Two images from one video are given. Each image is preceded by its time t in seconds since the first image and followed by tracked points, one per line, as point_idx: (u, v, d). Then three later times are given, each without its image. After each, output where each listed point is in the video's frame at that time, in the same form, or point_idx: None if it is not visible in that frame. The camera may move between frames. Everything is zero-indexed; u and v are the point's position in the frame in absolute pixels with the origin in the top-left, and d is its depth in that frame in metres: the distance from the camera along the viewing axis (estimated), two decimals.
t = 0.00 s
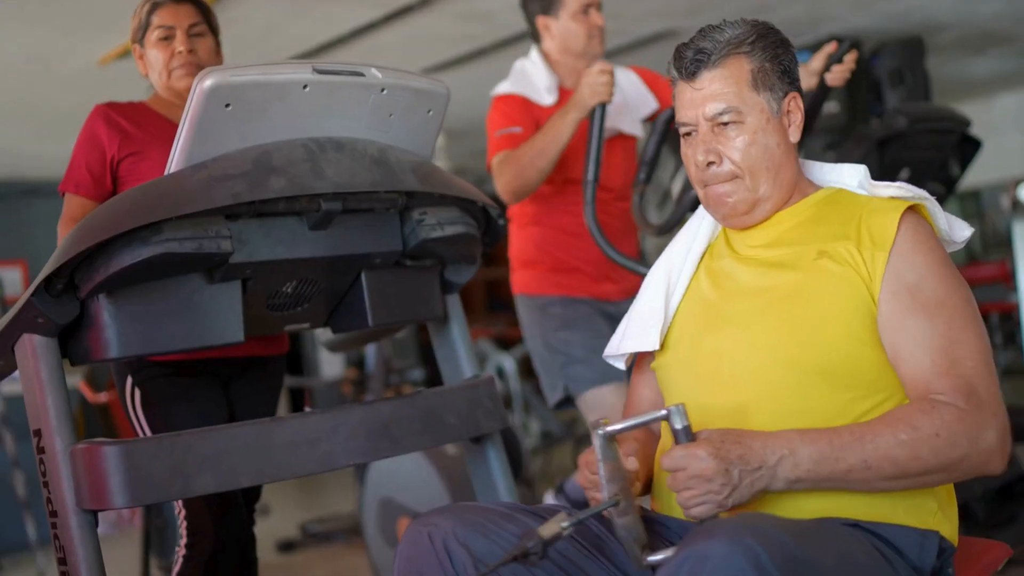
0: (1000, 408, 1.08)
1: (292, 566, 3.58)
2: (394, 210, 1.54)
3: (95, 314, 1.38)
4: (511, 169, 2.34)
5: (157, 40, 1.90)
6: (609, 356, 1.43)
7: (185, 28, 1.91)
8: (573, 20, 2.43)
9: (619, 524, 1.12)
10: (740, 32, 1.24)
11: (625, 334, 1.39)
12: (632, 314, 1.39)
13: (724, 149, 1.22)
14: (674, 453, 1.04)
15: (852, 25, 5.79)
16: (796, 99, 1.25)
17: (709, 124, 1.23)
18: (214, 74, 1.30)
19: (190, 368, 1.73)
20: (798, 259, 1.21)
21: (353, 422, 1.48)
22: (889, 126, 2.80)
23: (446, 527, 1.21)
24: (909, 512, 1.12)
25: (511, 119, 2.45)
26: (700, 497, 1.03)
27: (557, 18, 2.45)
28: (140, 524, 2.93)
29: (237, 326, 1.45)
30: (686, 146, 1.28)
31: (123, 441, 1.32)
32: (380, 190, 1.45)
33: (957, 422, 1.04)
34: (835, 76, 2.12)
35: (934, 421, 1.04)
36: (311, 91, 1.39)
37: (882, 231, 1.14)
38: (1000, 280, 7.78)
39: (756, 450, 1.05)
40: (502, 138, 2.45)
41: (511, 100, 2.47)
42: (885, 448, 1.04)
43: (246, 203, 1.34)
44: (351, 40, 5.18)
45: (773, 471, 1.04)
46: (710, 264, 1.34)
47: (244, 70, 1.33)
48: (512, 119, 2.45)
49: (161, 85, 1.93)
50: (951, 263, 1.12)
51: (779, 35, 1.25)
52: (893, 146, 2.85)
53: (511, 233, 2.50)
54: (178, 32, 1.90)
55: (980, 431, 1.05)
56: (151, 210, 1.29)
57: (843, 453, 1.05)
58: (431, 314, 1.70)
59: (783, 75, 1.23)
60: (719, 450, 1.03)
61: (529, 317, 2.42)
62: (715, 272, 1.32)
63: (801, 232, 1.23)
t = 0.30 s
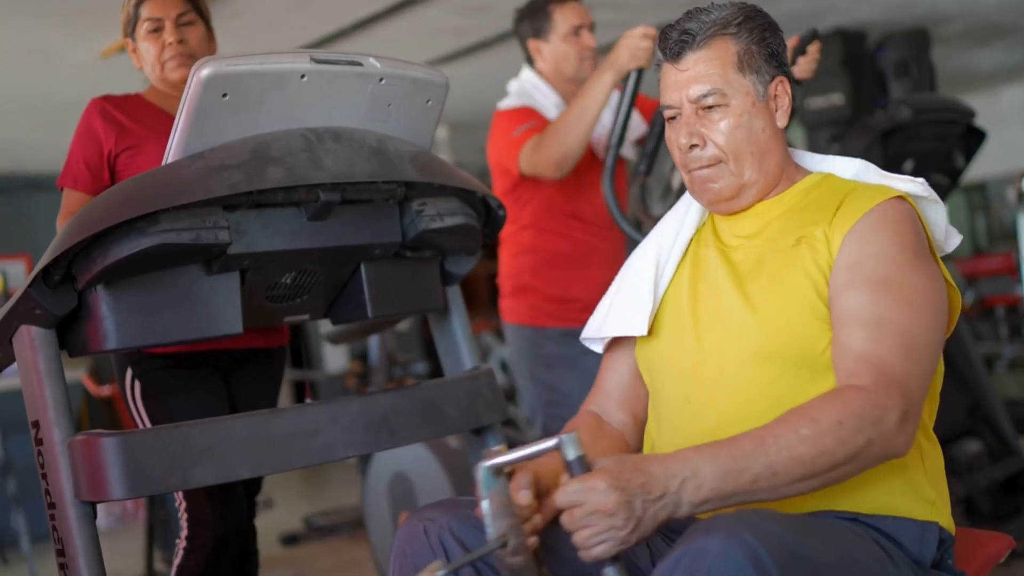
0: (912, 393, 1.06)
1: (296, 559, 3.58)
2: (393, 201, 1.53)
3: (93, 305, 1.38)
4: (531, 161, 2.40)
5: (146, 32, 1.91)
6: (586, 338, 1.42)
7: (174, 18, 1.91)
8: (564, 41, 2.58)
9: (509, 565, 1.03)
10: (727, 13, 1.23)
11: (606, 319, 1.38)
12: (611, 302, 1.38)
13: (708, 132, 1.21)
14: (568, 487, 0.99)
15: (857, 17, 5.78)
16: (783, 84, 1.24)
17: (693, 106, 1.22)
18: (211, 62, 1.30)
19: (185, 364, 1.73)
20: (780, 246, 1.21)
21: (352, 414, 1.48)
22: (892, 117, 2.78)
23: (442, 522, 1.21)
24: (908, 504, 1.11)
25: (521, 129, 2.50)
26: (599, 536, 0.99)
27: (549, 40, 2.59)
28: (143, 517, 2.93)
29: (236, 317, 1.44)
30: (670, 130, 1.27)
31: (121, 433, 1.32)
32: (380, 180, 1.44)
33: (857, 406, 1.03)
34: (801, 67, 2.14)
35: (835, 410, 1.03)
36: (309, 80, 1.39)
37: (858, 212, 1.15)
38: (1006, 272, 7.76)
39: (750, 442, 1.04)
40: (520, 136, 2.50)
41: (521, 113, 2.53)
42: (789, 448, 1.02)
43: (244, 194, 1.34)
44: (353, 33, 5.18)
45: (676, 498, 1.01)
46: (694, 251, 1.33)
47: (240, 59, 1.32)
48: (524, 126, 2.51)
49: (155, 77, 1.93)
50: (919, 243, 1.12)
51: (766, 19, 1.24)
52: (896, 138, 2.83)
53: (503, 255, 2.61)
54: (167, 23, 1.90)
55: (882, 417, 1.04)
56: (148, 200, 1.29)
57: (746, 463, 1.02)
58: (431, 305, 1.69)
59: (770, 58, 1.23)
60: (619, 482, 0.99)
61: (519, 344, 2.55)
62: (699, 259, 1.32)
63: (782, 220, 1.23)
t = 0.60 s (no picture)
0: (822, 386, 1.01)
1: (301, 551, 3.58)
2: (392, 192, 1.52)
3: (90, 296, 1.38)
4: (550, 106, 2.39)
5: (137, 23, 1.91)
6: (554, 324, 1.36)
7: (164, 9, 1.92)
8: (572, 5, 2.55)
9: None
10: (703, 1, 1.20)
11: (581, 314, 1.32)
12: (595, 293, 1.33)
13: (683, 128, 1.20)
14: (458, 528, 0.86)
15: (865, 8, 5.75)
16: (762, 73, 1.21)
17: (668, 101, 1.20)
18: (208, 53, 1.29)
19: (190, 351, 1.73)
20: (758, 245, 1.19)
21: (350, 406, 1.48)
22: (898, 109, 2.77)
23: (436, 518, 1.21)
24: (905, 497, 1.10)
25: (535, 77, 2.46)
26: None
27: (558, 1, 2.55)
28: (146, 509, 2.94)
29: (234, 308, 1.44)
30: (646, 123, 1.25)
31: (118, 425, 1.31)
32: (378, 172, 1.43)
33: (750, 391, 0.96)
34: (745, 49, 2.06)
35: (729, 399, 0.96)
36: (307, 71, 1.38)
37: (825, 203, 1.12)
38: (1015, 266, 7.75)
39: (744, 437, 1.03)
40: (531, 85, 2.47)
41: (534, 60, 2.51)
42: (688, 451, 0.93)
43: (241, 185, 1.33)
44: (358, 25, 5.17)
45: (578, 531, 0.89)
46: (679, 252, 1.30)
47: (237, 50, 1.31)
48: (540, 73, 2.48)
49: (148, 69, 1.93)
50: (888, 235, 1.08)
51: (744, 5, 1.22)
52: (903, 129, 2.81)
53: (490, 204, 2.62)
54: (157, 14, 1.91)
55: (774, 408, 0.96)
56: (145, 192, 1.28)
57: (642, 470, 0.92)
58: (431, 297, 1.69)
59: (748, 47, 1.20)
60: (515, 520, 0.86)
61: (500, 295, 2.61)
62: (680, 258, 1.29)
63: (763, 217, 1.21)
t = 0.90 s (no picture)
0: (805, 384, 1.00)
1: (307, 543, 3.59)
2: (391, 185, 1.52)
3: (90, 290, 1.38)
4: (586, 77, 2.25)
5: (114, 11, 1.87)
6: (550, 316, 1.35)
7: None
8: None
9: None
10: None
11: (579, 307, 1.32)
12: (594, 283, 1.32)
13: (687, 116, 1.18)
14: (442, 532, 0.87)
15: None
16: (768, 63, 1.20)
17: (673, 88, 1.19)
18: (206, 46, 1.28)
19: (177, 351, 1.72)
20: (759, 239, 1.18)
21: (351, 400, 1.48)
22: (906, 101, 2.76)
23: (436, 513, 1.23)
24: (901, 495, 1.10)
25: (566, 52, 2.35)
26: None
27: None
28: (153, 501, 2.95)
29: (235, 302, 1.44)
30: (650, 111, 1.24)
31: (117, 419, 1.31)
32: (376, 165, 1.43)
33: (734, 387, 0.96)
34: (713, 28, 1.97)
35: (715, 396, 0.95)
36: (305, 64, 1.38)
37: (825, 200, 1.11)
38: None
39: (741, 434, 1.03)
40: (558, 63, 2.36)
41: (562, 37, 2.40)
42: (673, 449, 0.93)
43: (240, 179, 1.33)
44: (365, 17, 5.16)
45: (564, 531, 0.90)
46: (682, 243, 1.29)
47: (236, 43, 1.31)
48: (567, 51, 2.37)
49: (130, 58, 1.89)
50: (888, 232, 1.06)
51: None
52: (910, 121, 2.79)
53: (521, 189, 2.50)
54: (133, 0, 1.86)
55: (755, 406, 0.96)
56: (144, 185, 1.28)
57: (631, 470, 0.92)
58: (432, 291, 1.68)
59: (754, 37, 1.19)
60: (499, 524, 0.87)
61: (532, 280, 2.46)
62: (680, 254, 1.28)
63: (764, 210, 1.20)
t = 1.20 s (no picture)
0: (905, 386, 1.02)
1: (318, 531, 3.60)
2: (398, 176, 1.51)
3: (96, 281, 1.38)
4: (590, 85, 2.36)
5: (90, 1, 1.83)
6: (592, 309, 1.39)
7: None
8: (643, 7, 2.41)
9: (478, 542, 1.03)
10: None
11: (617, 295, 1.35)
12: (626, 274, 1.35)
13: (725, 104, 1.19)
14: (541, 469, 0.94)
15: None
16: (805, 55, 1.21)
17: (711, 77, 1.20)
18: (211, 37, 1.28)
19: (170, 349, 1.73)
20: (788, 226, 1.18)
21: (357, 391, 1.48)
22: (920, 90, 2.73)
23: (437, 500, 1.23)
24: (907, 487, 1.09)
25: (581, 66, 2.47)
26: (575, 518, 0.94)
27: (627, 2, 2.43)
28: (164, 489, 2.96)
29: (240, 293, 1.44)
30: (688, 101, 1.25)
31: (122, 409, 1.32)
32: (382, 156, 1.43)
33: (843, 393, 0.99)
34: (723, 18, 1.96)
35: (818, 397, 0.99)
36: (310, 55, 1.37)
37: (867, 194, 1.12)
38: None
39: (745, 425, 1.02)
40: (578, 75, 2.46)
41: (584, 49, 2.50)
42: (766, 433, 0.98)
43: (244, 170, 1.33)
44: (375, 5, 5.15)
45: (649, 478, 0.97)
46: (710, 230, 1.31)
47: (241, 34, 1.31)
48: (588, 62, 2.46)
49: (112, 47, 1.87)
50: (928, 228, 1.09)
51: None
52: (924, 112, 2.76)
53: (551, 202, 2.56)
54: None
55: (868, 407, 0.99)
56: (148, 176, 1.28)
57: (720, 446, 0.98)
58: (439, 282, 1.68)
59: (792, 28, 1.20)
60: (595, 462, 0.94)
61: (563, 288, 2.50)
62: (711, 240, 1.29)
63: (795, 197, 1.20)
